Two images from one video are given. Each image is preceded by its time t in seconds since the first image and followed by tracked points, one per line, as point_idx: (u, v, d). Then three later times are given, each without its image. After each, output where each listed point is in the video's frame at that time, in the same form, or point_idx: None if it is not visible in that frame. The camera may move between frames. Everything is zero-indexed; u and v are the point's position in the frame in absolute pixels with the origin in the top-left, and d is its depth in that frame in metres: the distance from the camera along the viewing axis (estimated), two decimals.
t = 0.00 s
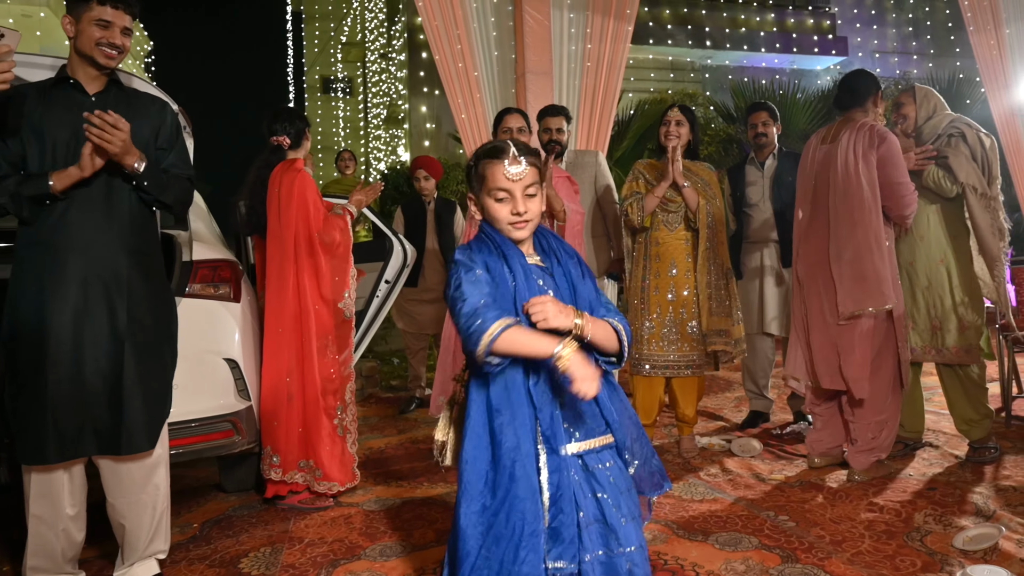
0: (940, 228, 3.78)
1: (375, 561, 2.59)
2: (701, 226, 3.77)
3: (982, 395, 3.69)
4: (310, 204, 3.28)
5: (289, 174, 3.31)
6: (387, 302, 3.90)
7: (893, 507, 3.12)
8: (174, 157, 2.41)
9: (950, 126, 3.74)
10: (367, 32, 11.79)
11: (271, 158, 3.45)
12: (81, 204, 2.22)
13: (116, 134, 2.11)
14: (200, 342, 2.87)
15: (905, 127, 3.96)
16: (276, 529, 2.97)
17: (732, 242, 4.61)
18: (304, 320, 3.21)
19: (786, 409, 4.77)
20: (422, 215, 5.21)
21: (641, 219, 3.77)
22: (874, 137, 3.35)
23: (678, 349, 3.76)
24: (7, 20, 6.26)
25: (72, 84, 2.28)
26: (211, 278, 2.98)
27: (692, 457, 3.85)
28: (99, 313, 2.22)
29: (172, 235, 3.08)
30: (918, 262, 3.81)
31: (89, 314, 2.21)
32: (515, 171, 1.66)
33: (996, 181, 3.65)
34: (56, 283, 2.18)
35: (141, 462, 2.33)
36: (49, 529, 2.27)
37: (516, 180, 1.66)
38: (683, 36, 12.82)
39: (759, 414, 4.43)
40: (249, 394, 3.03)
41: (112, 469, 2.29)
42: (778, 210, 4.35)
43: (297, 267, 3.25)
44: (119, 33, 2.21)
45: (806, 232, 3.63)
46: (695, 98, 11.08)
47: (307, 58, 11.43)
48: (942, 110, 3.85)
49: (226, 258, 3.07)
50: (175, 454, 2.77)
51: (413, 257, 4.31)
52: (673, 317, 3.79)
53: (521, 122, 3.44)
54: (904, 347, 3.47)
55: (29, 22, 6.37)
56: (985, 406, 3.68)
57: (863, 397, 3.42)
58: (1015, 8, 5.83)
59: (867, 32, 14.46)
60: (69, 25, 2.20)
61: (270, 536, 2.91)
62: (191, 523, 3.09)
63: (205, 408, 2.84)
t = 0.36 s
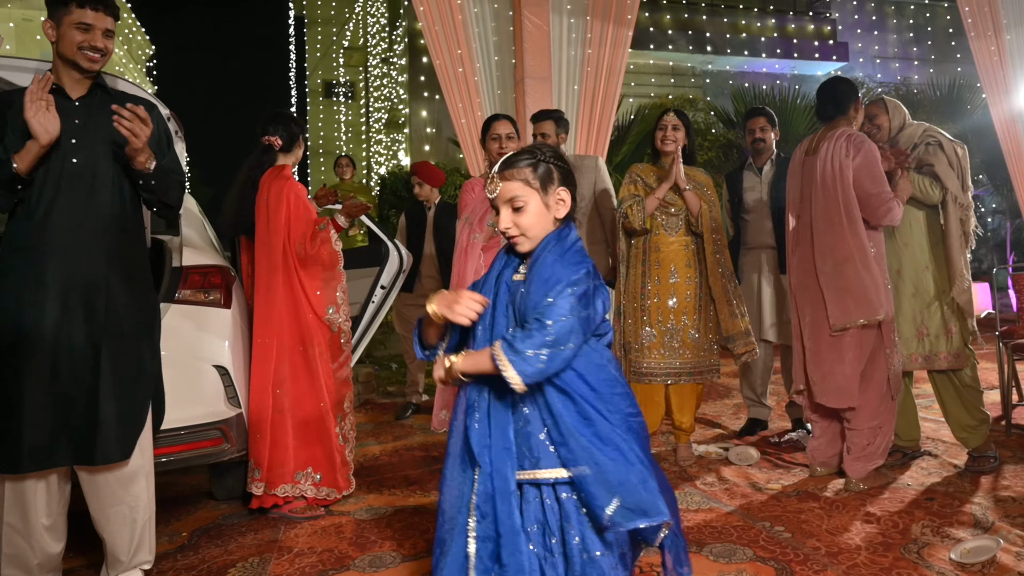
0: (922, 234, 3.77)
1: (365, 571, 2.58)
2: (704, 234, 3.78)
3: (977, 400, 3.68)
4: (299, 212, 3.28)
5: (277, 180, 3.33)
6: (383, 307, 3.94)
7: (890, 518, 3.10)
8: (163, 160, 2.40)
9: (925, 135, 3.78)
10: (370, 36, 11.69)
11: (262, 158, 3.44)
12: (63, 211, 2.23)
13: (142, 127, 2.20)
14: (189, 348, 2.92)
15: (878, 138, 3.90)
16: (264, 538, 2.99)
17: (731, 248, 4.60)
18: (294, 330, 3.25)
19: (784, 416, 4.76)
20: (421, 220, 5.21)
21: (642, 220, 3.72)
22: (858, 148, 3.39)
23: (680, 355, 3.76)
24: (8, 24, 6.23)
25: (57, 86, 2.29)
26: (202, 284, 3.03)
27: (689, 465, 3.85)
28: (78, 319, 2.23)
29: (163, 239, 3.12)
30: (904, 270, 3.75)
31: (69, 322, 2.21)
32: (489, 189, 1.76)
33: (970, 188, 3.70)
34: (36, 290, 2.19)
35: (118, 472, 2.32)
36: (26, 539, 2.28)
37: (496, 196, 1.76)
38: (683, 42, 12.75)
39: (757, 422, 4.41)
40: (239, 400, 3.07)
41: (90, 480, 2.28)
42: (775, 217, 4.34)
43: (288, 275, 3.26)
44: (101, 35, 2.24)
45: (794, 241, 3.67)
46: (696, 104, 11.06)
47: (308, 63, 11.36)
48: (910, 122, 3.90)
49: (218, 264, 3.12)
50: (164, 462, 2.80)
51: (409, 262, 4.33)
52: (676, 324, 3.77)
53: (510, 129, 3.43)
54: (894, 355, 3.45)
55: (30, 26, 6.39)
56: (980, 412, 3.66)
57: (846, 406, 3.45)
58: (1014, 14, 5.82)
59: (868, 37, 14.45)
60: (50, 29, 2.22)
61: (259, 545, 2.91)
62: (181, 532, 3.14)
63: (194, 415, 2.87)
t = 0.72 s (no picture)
0: (914, 242, 3.73)
1: None
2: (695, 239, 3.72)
3: (974, 408, 3.65)
4: (284, 217, 3.26)
5: (266, 186, 3.30)
6: (372, 317, 3.92)
7: (885, 529, 3.07)
8: (146, 169, 2.39)
9: (914, 143, 3.75)
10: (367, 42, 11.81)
11: (250, 166, 3.44)
12: (50, 217, 2.19)
13: (93, 150, 2.08)
14: (178, 355, 2.92)
15: (865, 148, 3.92)
16: (252, 547, 3.01)
17: (725, 255, 4.59)
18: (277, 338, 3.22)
19: (779, 425, 4.73)
20: (416, 226, 5.20)
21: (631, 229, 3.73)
22: (844, 157, 3.40)
23: (671, 363, 3.74)
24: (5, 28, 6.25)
25: (44, 95, 2.26)
26: (190, 290, 3.04)
27: (682, 474, 3.82)
28: (70, 324, 2.19)
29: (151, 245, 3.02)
30: (897, 279, 3.72)
31: (59, 329, 2.18)
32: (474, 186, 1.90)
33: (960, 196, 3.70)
34: (26, 294, 2.15)
35: (109, 478, 2.31)
36: (12, 548, 2.25)
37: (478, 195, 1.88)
38: (681, 48, 12.77)
39: (752, 430, 4.39)
40: (227, 407, 3.06)
41: (80, 487, 2.26)
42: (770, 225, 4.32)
43: (271, 282, 3.25)
44: (96, 51, 2.22)
45: (779, 251, 3.67)
46: (693, 111, 11.05)
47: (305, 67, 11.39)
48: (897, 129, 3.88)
49: (206, 270, 3.11)
50: (151, 470, 2.79)
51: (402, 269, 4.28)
52: (666, 332, 3.76)
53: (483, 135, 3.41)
54: (883, 365, 3.43)
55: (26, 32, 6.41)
56: (976, 421, 3.64)
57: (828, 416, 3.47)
58: (1013, 20, 5.80)
59: (866, 43, 14.46)
60: (44, 38, 2.18)
61: (245, 555, 2.92)
62: (168, 539, 3.15)
63: (182, 423, 2.86)
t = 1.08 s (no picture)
0: (903, 250, 3.73)
1: None
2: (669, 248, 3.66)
3: (968, 415, 3.64)
4: (275, 223, 3.24)
5: (259, 190, 3.29)
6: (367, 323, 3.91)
7: (880, 537, 3.06)
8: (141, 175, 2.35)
9: (902, 147, 3.73)
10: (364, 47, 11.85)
11: (242, 171, 3.43)
12: (41, 218, 2.12)
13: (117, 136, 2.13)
14: (169, 360, 2.91)
15: (858, 156, 3.95)
16: (241, 555, 2.99)
17: (720, 262, 4.59)
18: (262, 348, 3.19)
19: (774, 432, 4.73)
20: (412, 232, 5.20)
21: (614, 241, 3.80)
22: (833, 166, 3.41)
23: (653, 370, 3.71)
24: None
25: (39, 94, 2.16)
26: (179, 295, 3.03)
27: (677, 481, 3.81)
28: (65, 331, 2.15)
29: (141, 250, 3.06)
30: (887, 286, 3.72)
31: (54, 332, 2.13)
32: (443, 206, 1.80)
33: (954, 202, 3.68)
34: (17, 299, 2.09)
35: (99, 483, 2.27)
36: None
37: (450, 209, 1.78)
38: (677, 54, 12.67)
39: (747, 437, 4.37)
40: (217, 413, 3.07)
41: (71, 492, 2.22)
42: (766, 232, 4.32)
43: (260, 289, 3.21)
44: (99, 59, 2.17)
45: (766, 259, 3.66)
46: (689, 117, 11.07)
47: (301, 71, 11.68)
48: (891, 133, 3.86)
49: (195, 275, 3.12)
50: (141, 477, 2.79)
51: (396, 273, 4.30)
52: (647, 340, 3.74)
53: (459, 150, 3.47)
54: (866, 372, 3.42)
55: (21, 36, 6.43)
56: (971, 427, 3.63)
57: (806, 421, 3.51)
58: (1008, 27, 5.82)
59: (862, 50, 14.50)
60: (67, 45, 2.13)
61: (234, 562, 2.92)
62: (157, 547, 3.14)
63: (170, 430, 2.86)
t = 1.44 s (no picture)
0: (888, 256, 3.75)
1: None
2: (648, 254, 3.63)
3: (961, 420, 3.60)
4: (264, 229, 3.23)
5: (251, 195, 3.27)
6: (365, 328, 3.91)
7: (880, 545, 3.03)
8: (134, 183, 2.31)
9: (889, 155, 3.71)
10: (361, 53, 12.17)
11: (237, 175, 3.43)
12: (40, 222, 2.06)
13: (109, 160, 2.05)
14: (165, 366, 2.90)
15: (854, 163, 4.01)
16: (236, 562, 2.97)
17: (718, 267, 4.57)
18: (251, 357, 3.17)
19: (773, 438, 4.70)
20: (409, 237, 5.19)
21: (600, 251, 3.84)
22: (821, 169, 3.41)
23: (637, 376, 3.72)
24: None
25: (41, 99, 2.13)
26: (174, 301, 3.02)
27: (674, 488, 3.78)
28: (65, 338, 2.08)
29: (136, 255, 3.06)
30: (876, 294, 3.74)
31: (52, 338, 2.07)
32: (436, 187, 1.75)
33: (943, 209, 3.63)
34: (17, 305, 2.03)
35: (102, 486, 2.20)
36: None
37: (447, 191, 1.74)
38: (674, 59, 12.76)
39: (745, 443, 4.34)
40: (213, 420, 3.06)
41: (74, 495, 2.15)
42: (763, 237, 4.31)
43: (250, 296, 3.20)
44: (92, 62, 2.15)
45: (760, 264, 3.66)
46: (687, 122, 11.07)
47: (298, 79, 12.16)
48: (884, 138, 3.82)
49: (190, 281, 3.10)
50: (137, 482, 2.79)
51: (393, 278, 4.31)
52: (634, 346, 3.75)
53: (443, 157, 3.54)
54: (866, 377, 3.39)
55: (18, 42, 6.49)
56: (966, 432, 3.59)
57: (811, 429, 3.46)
58: (1007, 32, 5.80)
59: (860, 55, 14.50)
60: (71, 51, 2.11)
61: (230, 569, 2.91)
62: (152, 553, 3.11)
63: (166, 436, 2.85)
